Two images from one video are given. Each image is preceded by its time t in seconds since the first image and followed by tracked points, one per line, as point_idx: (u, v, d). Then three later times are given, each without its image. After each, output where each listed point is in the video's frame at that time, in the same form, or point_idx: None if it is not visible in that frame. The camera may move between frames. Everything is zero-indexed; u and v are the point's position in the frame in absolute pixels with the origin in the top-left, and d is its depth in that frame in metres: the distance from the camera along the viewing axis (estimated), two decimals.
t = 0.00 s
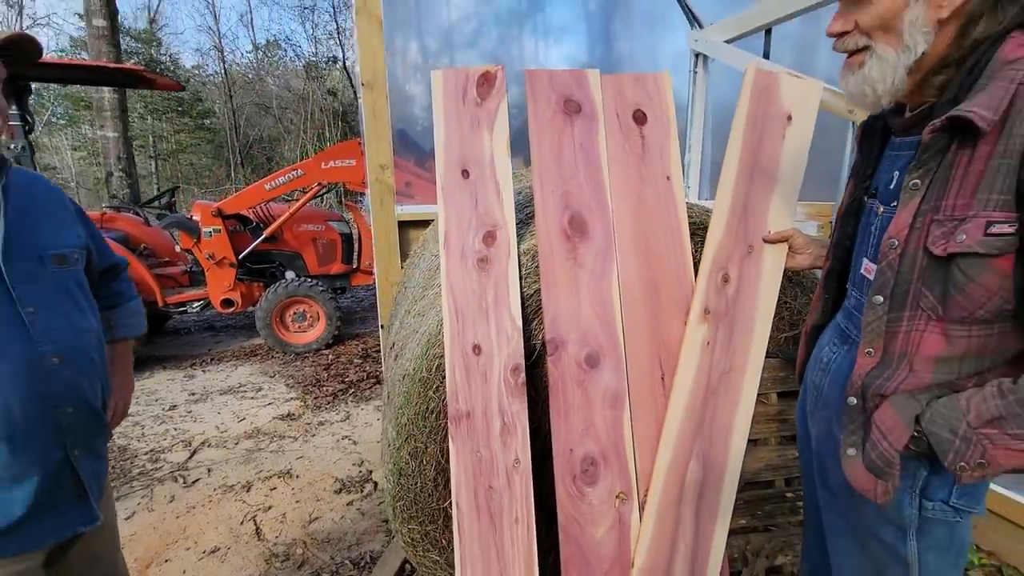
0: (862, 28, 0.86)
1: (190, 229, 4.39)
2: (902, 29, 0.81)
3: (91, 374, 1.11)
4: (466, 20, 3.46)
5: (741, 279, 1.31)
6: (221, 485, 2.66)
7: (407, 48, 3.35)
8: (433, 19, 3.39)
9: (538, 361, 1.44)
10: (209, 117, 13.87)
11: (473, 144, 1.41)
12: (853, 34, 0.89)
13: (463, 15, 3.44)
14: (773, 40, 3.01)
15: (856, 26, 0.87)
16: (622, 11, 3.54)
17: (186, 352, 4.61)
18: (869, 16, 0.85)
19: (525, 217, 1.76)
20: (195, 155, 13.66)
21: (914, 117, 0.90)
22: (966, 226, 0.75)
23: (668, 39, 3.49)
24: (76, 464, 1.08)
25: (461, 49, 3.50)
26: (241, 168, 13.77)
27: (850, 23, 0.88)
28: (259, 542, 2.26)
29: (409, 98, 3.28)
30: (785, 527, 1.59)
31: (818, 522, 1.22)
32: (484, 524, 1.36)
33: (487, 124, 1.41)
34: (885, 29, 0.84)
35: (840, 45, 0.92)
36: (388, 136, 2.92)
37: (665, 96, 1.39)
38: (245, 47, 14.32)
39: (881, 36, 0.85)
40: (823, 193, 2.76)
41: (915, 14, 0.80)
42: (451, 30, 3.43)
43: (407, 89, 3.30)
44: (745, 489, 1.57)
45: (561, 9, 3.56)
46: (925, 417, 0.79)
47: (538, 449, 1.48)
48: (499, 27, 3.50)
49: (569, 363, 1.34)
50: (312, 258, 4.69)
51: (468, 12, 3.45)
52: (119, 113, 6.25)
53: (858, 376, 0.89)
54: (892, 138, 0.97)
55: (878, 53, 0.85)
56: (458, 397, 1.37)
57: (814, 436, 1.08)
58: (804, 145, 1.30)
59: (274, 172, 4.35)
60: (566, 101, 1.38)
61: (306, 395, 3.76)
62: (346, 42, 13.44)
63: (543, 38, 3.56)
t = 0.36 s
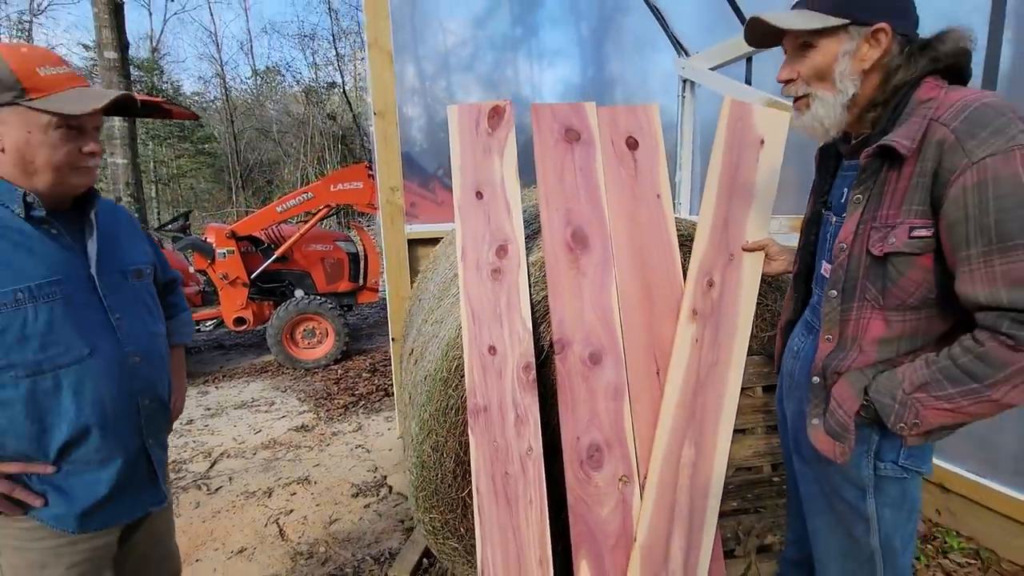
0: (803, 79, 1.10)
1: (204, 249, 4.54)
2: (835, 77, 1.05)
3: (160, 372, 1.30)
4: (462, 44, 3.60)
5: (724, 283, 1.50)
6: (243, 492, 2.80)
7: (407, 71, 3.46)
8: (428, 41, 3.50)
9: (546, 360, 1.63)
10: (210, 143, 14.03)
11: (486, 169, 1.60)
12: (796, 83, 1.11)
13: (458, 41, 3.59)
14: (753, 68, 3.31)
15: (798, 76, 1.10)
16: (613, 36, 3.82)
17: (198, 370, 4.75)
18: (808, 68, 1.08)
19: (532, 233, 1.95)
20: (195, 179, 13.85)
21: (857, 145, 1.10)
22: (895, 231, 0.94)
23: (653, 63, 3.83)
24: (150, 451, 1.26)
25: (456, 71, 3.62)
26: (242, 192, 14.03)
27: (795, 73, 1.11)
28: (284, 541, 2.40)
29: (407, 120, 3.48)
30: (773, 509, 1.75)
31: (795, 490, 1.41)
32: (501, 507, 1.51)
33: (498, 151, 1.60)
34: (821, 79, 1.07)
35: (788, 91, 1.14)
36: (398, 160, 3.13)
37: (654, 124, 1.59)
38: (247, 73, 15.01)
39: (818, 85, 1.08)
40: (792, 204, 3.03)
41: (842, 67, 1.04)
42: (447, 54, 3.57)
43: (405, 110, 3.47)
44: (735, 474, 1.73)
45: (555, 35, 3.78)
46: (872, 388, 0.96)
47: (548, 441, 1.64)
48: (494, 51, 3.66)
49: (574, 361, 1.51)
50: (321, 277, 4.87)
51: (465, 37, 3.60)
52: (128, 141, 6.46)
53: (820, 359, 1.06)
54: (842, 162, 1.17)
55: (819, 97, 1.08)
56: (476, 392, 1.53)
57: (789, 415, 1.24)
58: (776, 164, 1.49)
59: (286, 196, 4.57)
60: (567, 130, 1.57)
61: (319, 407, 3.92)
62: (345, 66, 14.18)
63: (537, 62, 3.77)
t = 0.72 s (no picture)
0: (787, 102, 1.26)
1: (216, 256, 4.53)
2: (816, 101, 1.23)
3: (205, 366, 1.52)
4: (463, 55, 3.72)
5: (717, 286, 1.64)
6: (259, 488, 2.92)
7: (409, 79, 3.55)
8: (428, 51, 3.60)
9: (554, 357, 1.76)
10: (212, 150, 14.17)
11: (498, 181, 1.74)
12: (782, 105, 1.27)
13: (458, 51, 3.70)
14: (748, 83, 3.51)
15: (784, 99, 1.26)
16: (610, 47, 4.03)
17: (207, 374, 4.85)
18: (793, 93, 1.24)
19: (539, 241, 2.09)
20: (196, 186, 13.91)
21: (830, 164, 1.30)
22: (863, 239, 1.14)
23: (647, 76, 4.05)
24: (196, 438, 1.47)
25: (457, 81, 3.73)
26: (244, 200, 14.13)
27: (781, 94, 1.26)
28: (301, 534, 2.52)
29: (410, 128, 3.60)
30: (765, 497, 1.88)
31: (781, 472, 1.62)
32: (513, 494, 1.63)
33: (509, 165, 1.74)
34: (803, 102, 1.24)
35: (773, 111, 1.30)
36: (407, 171, 3.28)
37: (652, 141, 1.74)
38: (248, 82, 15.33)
39: (801, 107, 1.24)
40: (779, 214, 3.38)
41: (823, 92, 1.22)
42: (447, 64, 3.68)
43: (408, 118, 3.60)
44: (729, 464, 1.86)
45: (554, 45, 3.95)
46: (845, 376, 1.15)
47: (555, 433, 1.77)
48: (495, 61, 3.81)
49: (580, 358, 1.63)
50: (328, 283, 5.01)
51: (466, 48, 3.73)
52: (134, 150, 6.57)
53: (802, 353, 1.26)
54: (820, 177, 1.37)
55: (800, 117, 1.25)
56: (489, 387, 1.66)
57: (774, 404, 1.42)
58: (763, 178, 1.65)
59: (296, 204, 4.73)
60: (573, 145, 1.70)
61: (328, 409, 4.04)
62: (347, 74, 14.81)
63: (537, 72, 3.93)
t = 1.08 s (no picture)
0: (776, 122, 1.41)
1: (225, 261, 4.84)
2: (802, 121, 1.38)
3: (235, 363, 1.63)
4: (464, 61, 3.83)
5: (713, 290, 1.75)
6: (270, 485, 3.01)
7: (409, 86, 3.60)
8: (427, 58, 3.69)
9: (560, 358, 1.85)
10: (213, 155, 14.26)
11: (506, 190, 1.83)
12: (772, 125, 1.43)
13: (458, 57, 3.80)
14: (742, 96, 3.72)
15: (773, 120, 1.41)
16: (609, 53, 4.15)
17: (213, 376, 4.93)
18: (781, 115, 1.40)
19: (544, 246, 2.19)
20: (197, 189, 14.14)
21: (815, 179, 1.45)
22: (845, 247, 1.30)
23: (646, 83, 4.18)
24: (228, 430, 1.57)
25: (457, 86, 3.82)
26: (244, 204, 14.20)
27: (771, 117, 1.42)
28: (312, 530, 2.60)
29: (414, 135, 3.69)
30: (760, 492, 1.97)
31: (771, 464, 1.75)
32: (522, 487, 1.72)
33: (517, 175, 1.84)
34: (790, 122, 1.39)
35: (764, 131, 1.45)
36: (413, 177, 3.37)
37: (652, 153, 1.84)
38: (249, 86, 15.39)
39: (789, 126, 1.40)
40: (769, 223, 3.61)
41: (809, 113, 1.37)
42: (447, 69, 3.76)
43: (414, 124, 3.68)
44: (726, 460, 1.95)
45: (552, 52, 4.06)
46: (829, 373, 1.31)
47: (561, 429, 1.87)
48: (495, 67, 3.91)
49: (585, 358, 1.72)
50: (332, 287, 5.10)
51: (466, 54, 3.83)
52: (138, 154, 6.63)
53: (791, 353, 1.43)
54: (806, 190, 1.53)
55: (788, 136, 1.40)
56: (498, 385, 1.75)
57: (767, 399, 1.58)
58: (755, 189, 1.77)
59: (302, 209, 4.85)
60: (577, 156, 1.79)
61: (334, 410, 4.12)
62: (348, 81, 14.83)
63: (537, 78, 4.03)
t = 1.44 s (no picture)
0: (763, 129, 1.49)
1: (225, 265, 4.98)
2: (787, 130, 1.46)
3: (243, 364, 1.67)
4: (456, 66, 3.87)
5: (702, 292, 1.82)
6: (269, 486, 3.04)
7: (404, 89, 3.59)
8: (421, 63, 3.73)
9: (558, 359, 1.91)
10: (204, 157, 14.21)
11: (505, 196, 1.89)
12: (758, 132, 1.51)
13: (452, 61, 3.85)
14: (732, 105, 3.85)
15: (760, 127, 1.49)
16: (602, 59, 4.23)
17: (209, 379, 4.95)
18: (767, 123, 1.48)
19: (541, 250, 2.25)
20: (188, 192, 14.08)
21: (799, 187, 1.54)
22: (827, 252, 1.38)
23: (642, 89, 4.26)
24: (236, 430, 1.61)
25: (450, 89, 3.87)
26: (236, 207, 14.15)
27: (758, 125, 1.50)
28: (312, 529, 2.64)
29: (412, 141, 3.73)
30: (750, 488, 2.04)
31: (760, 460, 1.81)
32: (521, 483, 1.78)
33: (516, 181, 1.89)
34: (777, 130, 1.47)
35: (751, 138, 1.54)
36: (411, 182, 3.44)
37: (646, 159, 1.91)
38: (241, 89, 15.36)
39: (775, 135, 1.48)
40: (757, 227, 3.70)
41: (793, 124, 1.46)
42: (440, 73, 3.81)
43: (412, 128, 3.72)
44: (718, 457, 2.03)
45: (545, 56, 4.10)
46: (813, 371, 1.39)
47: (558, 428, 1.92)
48: (489, 71, 3.96)
49: (582, 358, 1.78)
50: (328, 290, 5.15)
51: (458, 59, 3.87)
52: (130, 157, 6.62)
53: (778, 352, 1.50)
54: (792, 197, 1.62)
55: (774, 143, 1.49)
56: (499, 385, 1.80)
57: (755, 397, 1.66)
58: (743, 193, 1.84)
59: (299, 212, 4.94)
60: (574, 163, 1.85)
61: (331, 412, 4.16)
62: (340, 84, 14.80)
63: (530, 82, 4.07)
